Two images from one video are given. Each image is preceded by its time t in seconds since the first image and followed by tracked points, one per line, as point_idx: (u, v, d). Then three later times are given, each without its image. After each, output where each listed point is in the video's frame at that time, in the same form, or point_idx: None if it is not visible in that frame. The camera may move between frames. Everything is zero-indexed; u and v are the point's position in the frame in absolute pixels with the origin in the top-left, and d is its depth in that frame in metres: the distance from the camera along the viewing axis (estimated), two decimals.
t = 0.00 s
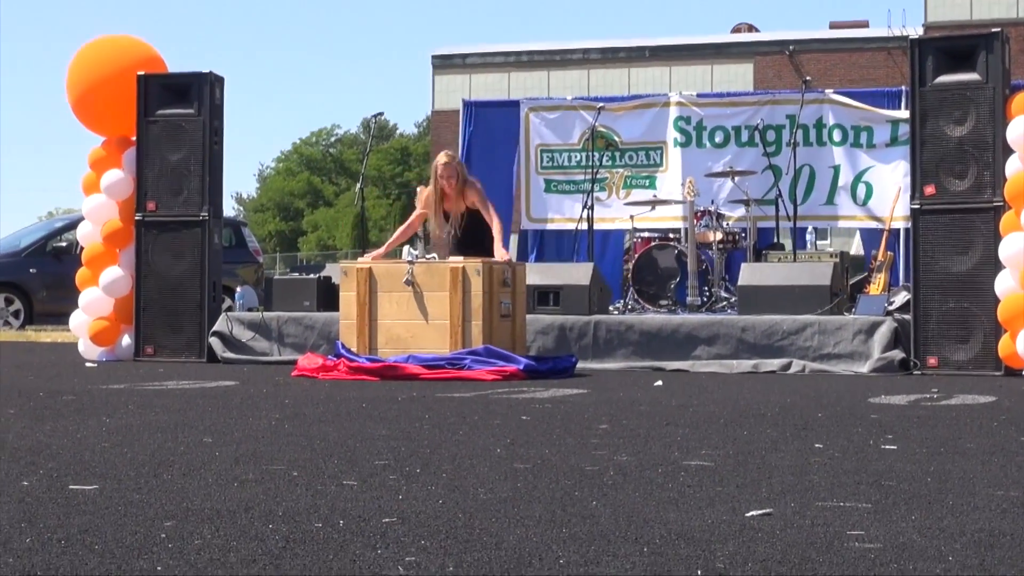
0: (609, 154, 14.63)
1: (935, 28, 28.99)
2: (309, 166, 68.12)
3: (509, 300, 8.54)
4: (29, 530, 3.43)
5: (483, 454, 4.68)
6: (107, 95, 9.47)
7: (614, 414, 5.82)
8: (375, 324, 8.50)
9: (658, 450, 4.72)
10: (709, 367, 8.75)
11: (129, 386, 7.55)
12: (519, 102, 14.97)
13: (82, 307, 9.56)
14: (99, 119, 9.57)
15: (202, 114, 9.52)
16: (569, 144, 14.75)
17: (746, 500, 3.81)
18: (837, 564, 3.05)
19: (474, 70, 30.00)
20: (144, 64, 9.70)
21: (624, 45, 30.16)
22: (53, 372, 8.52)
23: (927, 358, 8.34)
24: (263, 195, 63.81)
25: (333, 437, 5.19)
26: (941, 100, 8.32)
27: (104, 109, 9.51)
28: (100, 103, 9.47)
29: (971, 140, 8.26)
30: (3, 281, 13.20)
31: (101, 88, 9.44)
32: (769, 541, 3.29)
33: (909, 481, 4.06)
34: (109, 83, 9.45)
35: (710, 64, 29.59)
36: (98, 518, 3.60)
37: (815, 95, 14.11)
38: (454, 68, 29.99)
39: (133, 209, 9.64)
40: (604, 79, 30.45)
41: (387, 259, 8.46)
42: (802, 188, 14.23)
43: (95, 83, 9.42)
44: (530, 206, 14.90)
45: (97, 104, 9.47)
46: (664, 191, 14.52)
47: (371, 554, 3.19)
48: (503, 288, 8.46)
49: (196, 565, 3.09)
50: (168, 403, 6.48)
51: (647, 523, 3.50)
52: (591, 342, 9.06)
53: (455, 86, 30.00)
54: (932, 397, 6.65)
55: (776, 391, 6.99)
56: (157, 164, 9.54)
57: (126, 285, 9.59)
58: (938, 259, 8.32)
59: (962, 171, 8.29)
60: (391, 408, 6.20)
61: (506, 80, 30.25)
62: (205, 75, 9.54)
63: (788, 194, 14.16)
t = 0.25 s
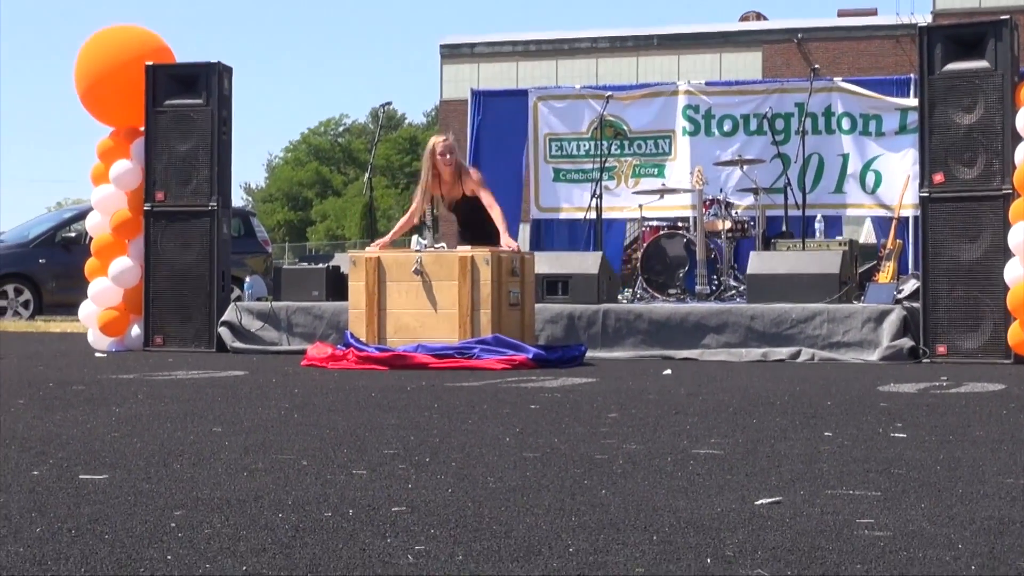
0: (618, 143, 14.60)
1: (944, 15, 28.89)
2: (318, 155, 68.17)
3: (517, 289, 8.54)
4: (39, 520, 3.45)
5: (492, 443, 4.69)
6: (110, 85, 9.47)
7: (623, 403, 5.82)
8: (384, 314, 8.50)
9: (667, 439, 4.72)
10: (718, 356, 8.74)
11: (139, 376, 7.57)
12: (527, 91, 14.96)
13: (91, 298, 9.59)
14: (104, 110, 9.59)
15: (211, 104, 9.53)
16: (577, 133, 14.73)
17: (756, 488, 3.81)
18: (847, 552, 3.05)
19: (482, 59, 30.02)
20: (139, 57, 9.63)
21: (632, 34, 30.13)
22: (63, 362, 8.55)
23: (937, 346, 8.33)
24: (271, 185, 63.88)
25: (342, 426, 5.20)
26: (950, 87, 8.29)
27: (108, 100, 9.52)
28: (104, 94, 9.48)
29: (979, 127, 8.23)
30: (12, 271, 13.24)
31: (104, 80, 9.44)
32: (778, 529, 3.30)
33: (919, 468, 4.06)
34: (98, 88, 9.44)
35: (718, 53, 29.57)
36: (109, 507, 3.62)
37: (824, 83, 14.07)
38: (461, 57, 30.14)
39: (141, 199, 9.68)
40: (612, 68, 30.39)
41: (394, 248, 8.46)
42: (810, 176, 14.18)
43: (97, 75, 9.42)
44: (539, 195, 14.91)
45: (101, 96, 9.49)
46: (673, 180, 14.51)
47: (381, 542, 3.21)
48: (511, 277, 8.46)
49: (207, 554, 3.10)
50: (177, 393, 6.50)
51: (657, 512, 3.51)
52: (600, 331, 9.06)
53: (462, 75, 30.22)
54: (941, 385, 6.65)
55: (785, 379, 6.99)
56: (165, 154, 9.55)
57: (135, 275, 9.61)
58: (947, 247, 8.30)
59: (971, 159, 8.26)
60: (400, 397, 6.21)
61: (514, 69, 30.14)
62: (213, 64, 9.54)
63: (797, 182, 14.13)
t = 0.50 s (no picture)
0: (625, 134, 14.58)
1: (951, 6, 28.84)
2: (324, 146, 68.19)
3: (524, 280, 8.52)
4: (47, 511, 3.46)
5: (499, 433, 4.69)
6: (112, 76, 9.48)
7: (629, 393, 5.82)
8: (391, 305, 8.51)
9: (673, 430, 4.72)
10: (724, 347, 8.74)
11: (145, 367, 7.59)
12: (534, 81, 14.96)
13: (98, 288, 9.60)
14: (109, 100, 9.60)
15: (217, 95, 9.51)
16: (584, 123, 14.72)
17: (763, 479, 3.81)
18: (854, 542, 3.06)
19: (489, 49, 29.94)
20: (137, 54, 9.60)
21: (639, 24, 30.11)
22: (70, 353, 8.57)
23: (944, 336, 8.32)
24: (278, 175, 63.91)
25: (348, 417, 5.21)
26: (958, 77, 8.26)
27: (109, 91, 9.53)
28: (104, 84, 9.49)
29: (987, 117, 8.21)
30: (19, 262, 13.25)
31: (106, 69, 9.45)
32: (785, 519, 3.29)
33: (925, 459, 4.06)
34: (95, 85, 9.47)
35: (725, 43, 29.58)
36: (116, 498, 3.63)
37: (830, 73, 14.06)
38: (467, 48, 30.09)
39: (148, 190, 9.68)
40: (619, 58, 30.34)
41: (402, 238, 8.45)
42: (817, 167, 14.17)
43: (97, 65, 9.44)
44: (546, 186, 14.91)
45: (102, 86, 9.50)
46: (680, 170, 14.47)
47: (387, 533, 3.21)
48: (518, 268, 8.44)
49: (214, 545, 3.11)
50: (185, 384, 6.51)
51: (663, 502, 3.51)
52: (607, 322, 9.06)
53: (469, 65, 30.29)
54: (948, 375, 6.64)
55: (792, 370, 6.98)
56: (171, 146, 9.55)
57: (142, 266, 9.62)
58: (954, 238, 8.28)
59: (978, 149, 8.24)
60: (407, 387, 6.22)
61: (521, 60, 30.20)
62: (220, 55, 9.53)
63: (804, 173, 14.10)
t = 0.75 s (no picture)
0: (632, 128, 14.57)
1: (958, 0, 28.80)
2: (330, 141, 68.21)
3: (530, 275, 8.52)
4: (54, 505, 3.47)
5: (505, 428, 4.69)
6: (115, 75, 9.49)
7: (636, 388, 5.82)
8: (397, 300, 8.52)
9: (680, 424, 4.72)
10: (730, 342, 8.74)
11: (152, 361, 7.60)
12: (540, 76, 14.94)
13: (104, 284, 9.59)
14: (113, 96, 9.62)
15: (224, 90, 9.53)
16: (590, 118, 14.70)
17: (769, 473, 3.81)
18: (860, 537, 3.06)
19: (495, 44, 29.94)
20: (138, 52, 9.56)
21: (645, 19, 30.09)
22: (77, 347, 8.59)
23: (950, 330, 8.31)
24: (284, 170, 63.97)
25: (355, 411, 5.21)
26: (964, 71, 8.25)
27: (112, 89, 9.55)
28: (107, 83, 9.50)
29: (993, 112, 8.20)
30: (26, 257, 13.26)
31: (110, 68, 9.44)
32: (791, 514, 3.29)
33: (932, 453, 4.06)
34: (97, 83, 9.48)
35: (731, 37, 29.55)
36: (122, 492, 3.64)
37: (837, 67, 14.04)
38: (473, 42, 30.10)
39: (154, 184, 9.68)
40: (625, 53, 30.30)
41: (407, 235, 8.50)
42: (823, 162, 14.16)
43: (99, 64, 9.43)
44: (553, 180, 14.91)
45: (105, 84, 9.52)
46: (685, 165, 14.45)
47: (394, 528, 3.22)
48: (524, 263, 8.44)
49: (220, 539, 3.12)
50: (191, 379, 6.53)
51: (670, 497, 3.51)
52: (613, 317, 9.06)
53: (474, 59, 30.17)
54: (954, 370, 6.63)
55: (798, 365, 6.98)
56: (177, 140, 9.57)
57: (147, 260, 9.61)
58: (960, 232, 8.27)
59: (985, 144, 8.23)
60: (413, 382, 6.23)
61: (526, 54, 29.97)
62: (226, 50, 9.53)
63: (811, 167, 14.10)
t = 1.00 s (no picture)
0: (646, 127, 14.58)
1: None
2: (344, 139, 68.32)
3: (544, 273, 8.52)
4: (67, 502, 3.49)
5: (518, 427, 4.70)
6: (129, 76, 9.57)
7: (649, 388, 5.82)
8: (410, 298, 8.53)
9: (693, 424, 4.72)
10: (744, 341, 8.73)
11: (166, 359, 7.63)
12: (554, 75, 14.97)
13: (118, 281, 9.68)
14: (129, 95, 9.71)
15: (238, 87, 9.55)
16: (604, 117, 14.71)
17: (783, 473, 3.81)
18: (873, 537, 3.06)
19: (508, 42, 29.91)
20: (147, 53, 9.55)
21: (659, 17, 30.06)
22: (90, 344, 8.62)
23: (964, 330, 8.29)
24: (298, 169, 64.09)
25: (368, 409, 5.23)
26: (979, 71, 8.22)
27: (127, 89, 9.65)
28: (122, 84, 9.60)
29: (1008, 112, 8.17)
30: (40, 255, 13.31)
31: (123, 69, 9.53)
32: (804, 514, 3.29)
33: (945, 454, 4.05)
34: (114, 83, 9.59)
35: (746, 37, 29.52)
36: (136, 490, 3.65)
37: (851, 66, 13.99)
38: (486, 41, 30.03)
39: (169, 182, 9.78)
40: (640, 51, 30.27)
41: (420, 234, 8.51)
42: (836, 161, 14.14)
43: (113, 66, 9.52)
44: (567, 179, 14.91)
45: (120, 85, 9.62)
46: (699, 164, 14.43)
47: (407, 526, 3.23)
48: (538, 261, 8.44)
49: (233, 537, 3.13)
50: (204, 376, 6.55)
51: (683, 496, 3.51)
52: (626, 316, 9.06)
53: (489, 58, 30.04)
54: (968, 370, 6.61)
55: (811, 364, 6.96)
56: (191, 139, 9.59)
57: (161, 258, 9.68)
58: (974, 232, 8.25)
59: (999, 144, 8.20)
60: (426, 380, 6.24)
61: (541, 53, 30.17)
62: (240, 48, 9.57)
63: (824, 166, 14.07)
